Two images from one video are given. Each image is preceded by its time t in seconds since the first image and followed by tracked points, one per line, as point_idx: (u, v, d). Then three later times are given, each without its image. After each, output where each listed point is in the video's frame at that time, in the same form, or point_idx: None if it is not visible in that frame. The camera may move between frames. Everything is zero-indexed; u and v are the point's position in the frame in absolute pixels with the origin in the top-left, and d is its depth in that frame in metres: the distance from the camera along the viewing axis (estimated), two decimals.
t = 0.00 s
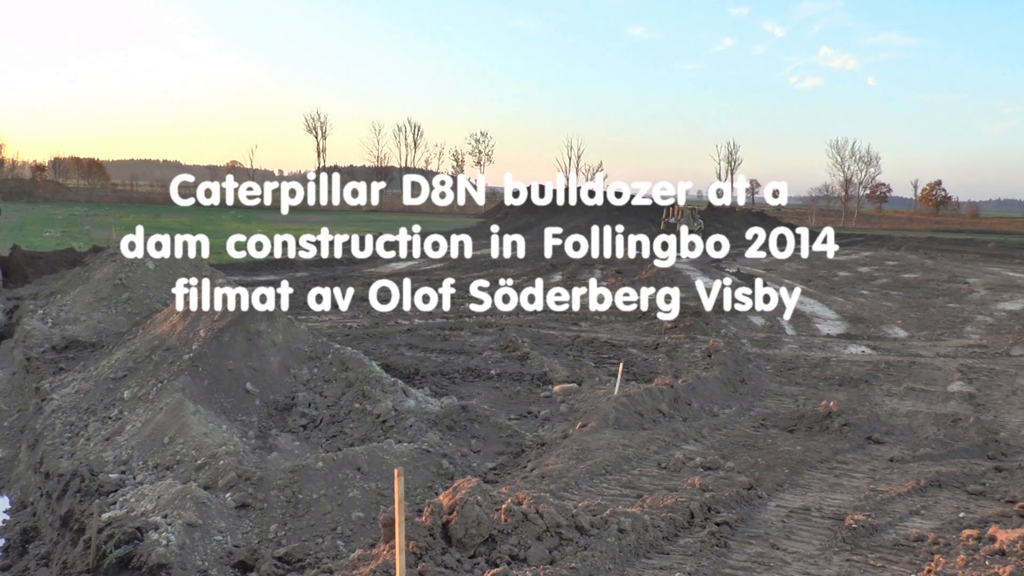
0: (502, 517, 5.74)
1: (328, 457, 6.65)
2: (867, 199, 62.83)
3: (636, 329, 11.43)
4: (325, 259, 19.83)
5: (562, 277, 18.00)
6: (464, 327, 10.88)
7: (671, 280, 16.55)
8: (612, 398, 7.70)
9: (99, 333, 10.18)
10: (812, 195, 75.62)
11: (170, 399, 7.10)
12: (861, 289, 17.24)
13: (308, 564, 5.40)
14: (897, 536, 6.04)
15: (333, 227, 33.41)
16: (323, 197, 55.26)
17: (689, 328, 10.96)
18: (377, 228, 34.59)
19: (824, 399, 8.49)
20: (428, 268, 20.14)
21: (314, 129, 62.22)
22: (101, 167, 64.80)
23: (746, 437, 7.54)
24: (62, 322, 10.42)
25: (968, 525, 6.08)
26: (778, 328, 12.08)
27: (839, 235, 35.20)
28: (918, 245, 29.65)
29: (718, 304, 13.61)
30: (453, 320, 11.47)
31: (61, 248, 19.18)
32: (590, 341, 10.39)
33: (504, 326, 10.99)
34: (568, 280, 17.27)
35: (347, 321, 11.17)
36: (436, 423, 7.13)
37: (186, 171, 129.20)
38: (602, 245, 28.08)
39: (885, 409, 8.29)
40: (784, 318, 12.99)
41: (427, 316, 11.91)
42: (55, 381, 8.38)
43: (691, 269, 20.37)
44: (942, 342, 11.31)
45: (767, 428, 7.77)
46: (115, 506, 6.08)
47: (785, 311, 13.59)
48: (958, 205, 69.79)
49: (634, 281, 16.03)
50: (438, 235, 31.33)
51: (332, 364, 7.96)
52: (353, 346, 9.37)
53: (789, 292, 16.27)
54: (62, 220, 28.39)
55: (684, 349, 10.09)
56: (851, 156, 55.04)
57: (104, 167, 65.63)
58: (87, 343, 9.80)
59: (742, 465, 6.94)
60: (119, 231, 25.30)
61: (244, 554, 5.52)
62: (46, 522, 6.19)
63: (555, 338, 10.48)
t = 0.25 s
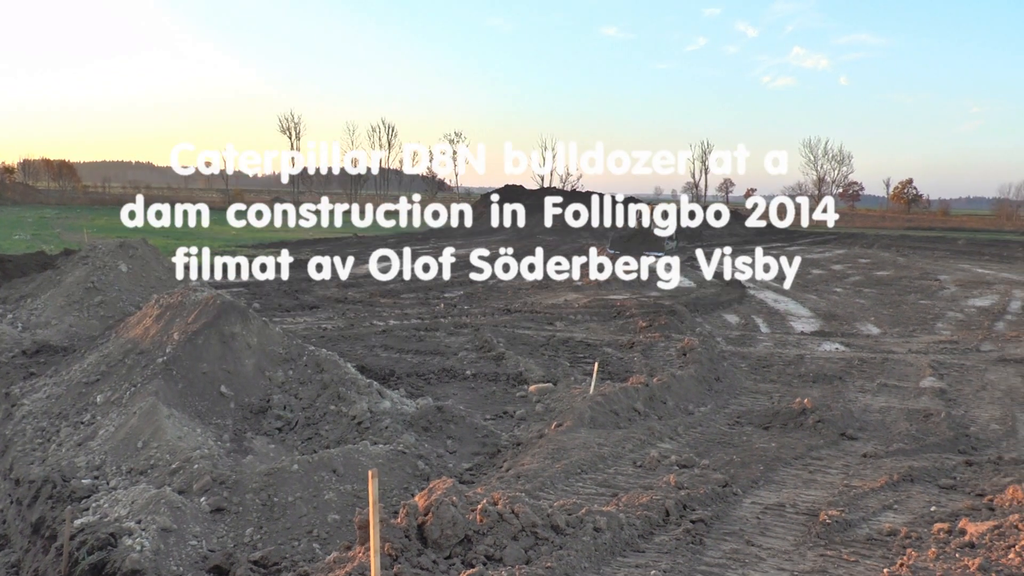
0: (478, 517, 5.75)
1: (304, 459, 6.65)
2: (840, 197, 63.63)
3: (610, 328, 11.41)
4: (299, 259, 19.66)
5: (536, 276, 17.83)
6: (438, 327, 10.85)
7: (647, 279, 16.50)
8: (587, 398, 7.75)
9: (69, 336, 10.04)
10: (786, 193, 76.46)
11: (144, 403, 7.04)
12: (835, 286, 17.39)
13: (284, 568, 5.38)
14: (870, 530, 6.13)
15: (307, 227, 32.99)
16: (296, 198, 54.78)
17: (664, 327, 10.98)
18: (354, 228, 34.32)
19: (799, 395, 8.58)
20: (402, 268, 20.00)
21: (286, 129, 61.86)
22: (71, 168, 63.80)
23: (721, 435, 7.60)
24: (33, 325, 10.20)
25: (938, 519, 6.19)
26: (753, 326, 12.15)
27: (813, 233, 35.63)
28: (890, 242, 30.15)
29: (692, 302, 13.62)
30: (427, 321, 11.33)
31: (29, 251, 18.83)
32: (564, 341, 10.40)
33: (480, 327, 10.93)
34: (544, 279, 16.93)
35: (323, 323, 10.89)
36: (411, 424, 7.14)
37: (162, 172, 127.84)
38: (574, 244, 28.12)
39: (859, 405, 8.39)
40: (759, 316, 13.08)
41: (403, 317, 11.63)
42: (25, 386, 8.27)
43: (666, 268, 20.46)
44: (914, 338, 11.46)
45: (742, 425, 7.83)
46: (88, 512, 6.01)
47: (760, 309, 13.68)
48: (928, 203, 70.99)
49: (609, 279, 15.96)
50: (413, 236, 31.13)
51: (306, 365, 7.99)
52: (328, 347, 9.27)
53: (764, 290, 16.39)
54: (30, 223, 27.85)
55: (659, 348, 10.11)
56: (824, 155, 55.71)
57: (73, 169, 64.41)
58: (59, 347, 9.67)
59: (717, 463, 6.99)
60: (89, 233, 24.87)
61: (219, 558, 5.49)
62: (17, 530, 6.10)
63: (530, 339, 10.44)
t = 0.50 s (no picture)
0: (450, 516, 5.75)
1: (276, 460, 6.66)
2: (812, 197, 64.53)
3: (583, 327, 11.42)
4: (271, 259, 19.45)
5: (508, 275, 17.79)
6: (412, 327, 10.83)
7: (619, 278, 16.55)
8: (560, 396, 7.80)
9: (36, 339, 9.89)
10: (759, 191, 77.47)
11: (115, 405, 6.97)
12: (806, 284, 17.58)
13: (257, 570, 5.35)
14: (840, 524, 6.21)
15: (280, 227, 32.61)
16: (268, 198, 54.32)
17: (636, 326, 11.03)
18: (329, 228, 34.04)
19: (771, 392, 8.66)
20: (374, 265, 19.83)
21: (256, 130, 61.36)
22: (37, 168, 62.60)
23: (693, 432, 7.66)
24: None
25: (907, 513, 6.30)
26: (725, 324, 12.24)
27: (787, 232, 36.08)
28: (861, 241, 30.64)
29: (665, 300, 13.67)
30: (400, 321, 11.28)
31: None
32: (537, 340, 10.42)
33: (453, 326, 10.92)
34: (517, 277, 16.87)
35: (295, 324, 10.81)
36: (384, 424, 7.18)
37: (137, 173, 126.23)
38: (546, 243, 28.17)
39: (830, 401, 8.49)
40: (731, 313, 13.19)
41: (375, 317, 11.56)
42: None
43: (638, 266, 20.56)
44: (884, 335, 11.60)
45: (714, 422, 7.90)
46: (57, 517, 5.93)
47: (732, 307, 13.79)
48: (897, 202, 72.23)
49: (581, 278, 15.99)
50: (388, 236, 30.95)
51: (279, 366, 8.02)
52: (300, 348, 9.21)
53: (737, 288, 16.51)
54: None
55: (631, 346, 10.15)
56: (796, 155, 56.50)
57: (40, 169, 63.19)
58: (25, 351, 9.52)
59: (690, 459, 7.04)
60: (57, 235, 24.43)
61: (191, 561, 5.45)
62: None
63: (502, 338, 10.42)
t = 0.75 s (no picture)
0: (422, 515, 5.75)
1: (248, 460, 6.66)
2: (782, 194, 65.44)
3: (555, 324, 11.44)
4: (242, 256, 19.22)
5: (480, 273, 17.76)
6: (383, 325, 10.80)
7: (590, 275, 16.61)
8: (531, 394, 7.84)
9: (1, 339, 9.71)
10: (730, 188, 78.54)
11: (84, 406, 6.90)
12: (777, 280, 17.76)
13: (228, 571, 5.32)
14: (810, 518, 6.29)
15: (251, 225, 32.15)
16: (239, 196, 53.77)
17: (608, 323, 11.07)
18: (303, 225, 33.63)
19: (741, 387, 8.75)
20: (344, 263, 19.69)
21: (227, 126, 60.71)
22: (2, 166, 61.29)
23: (665, 427, 7.73)
24: None
25: (875, 505, 6.39)
26: (696, 320, 12.33)
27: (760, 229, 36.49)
28: (831, 238, 31.08)
29: (636, 296, 13.72)
30: (372, 319, 11.24)
31: None
32: (509, 337, 10.43)
33: (424, 324, 10.89)
34: (488, 275, 16.88)
35: (266, 323, 10.72)
36: (356, 423, 7.27)
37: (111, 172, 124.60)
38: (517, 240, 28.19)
39: (800, 396, 8.59)
40: (702, 310, 13.29)
41: (347, 315, 11.49)
42: None
43: (610, 263, 20.66)
44: (853, 330, 11.75)
45: (685, 418, 7.97)
46: (23, 521, 5.85)
47: (703, 303, 13.89)
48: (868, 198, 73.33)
49: (553, 276, 16.01)
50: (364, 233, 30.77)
51: (250, 365, 8.03)
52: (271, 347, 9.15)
53: (709, 284, 16.66)
54: None
55: (603, 343, 10.19)
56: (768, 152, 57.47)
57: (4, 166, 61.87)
58: None
59: (661, 455, 7.11)
60: (23, 234, 24.04)
61: (162, 563, 5.42)
62: None
63: (474, 335, 10.42)
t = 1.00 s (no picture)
0: (398, 513, 5.74)
1: (223, 459, 6.67)
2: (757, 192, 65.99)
3: (531, 321, 11.45)
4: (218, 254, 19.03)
5: (456, 271, 17.73)
6: (360, 323, 10.77)
7: (567, 272, 16.64)
8: (508, 391, 7.87)
9: None
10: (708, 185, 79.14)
11: (57, 406, 6.84)
12: (753, 277, 17.90)
13: (204, 571, 5.29)
14: (785, 513, 6.35)
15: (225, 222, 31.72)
16: (215, 193, 53.23)
17: (584, 320, 11.10)
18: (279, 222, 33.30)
19: (718, 384, 8.82)
20: (319, 260, 19.56)
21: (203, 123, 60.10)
22: None
23: (641, 424, 7.80)
24: None
25: (850, 500, 6.46)
26: (672, 318, 12.39)
27: (738, 227, 36.77)
28: (806, 235, 31.40)
29: (612, 294, 13.76)
30: (348, 317, 11.19)
31: None
32: (486, 335, 10.44)
33: (401, 322, 10.87)
34: (464, 273, 16.86)
35: (242, 321, 10.65)
36: (333, 421, 7.33)
37: (89, 169, 123.22)
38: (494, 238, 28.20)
39: (776, 393, 8.66)
40: (678, 307, 13.37)
41: (323, 313, 11.43)
42: None
43: (587, 261, 20.72)
44: (829, 327, 11.87)
45: (662, 415, 8.04)
46: None
47: (680, 301, 13.97)
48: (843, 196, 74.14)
49: (529, 273, 16.01)
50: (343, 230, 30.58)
51: (226, 364, 8.03)
52: (247, 345, 9.09)
53: (685, 282, 16.74)
54: None
55: (580, 340, 10.22)
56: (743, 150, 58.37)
57: None
58: None
59: (637, 452, 7.17)
60: None
61: (136, 564, 5.39)
62: None
63: (451, 333, 10.41)
